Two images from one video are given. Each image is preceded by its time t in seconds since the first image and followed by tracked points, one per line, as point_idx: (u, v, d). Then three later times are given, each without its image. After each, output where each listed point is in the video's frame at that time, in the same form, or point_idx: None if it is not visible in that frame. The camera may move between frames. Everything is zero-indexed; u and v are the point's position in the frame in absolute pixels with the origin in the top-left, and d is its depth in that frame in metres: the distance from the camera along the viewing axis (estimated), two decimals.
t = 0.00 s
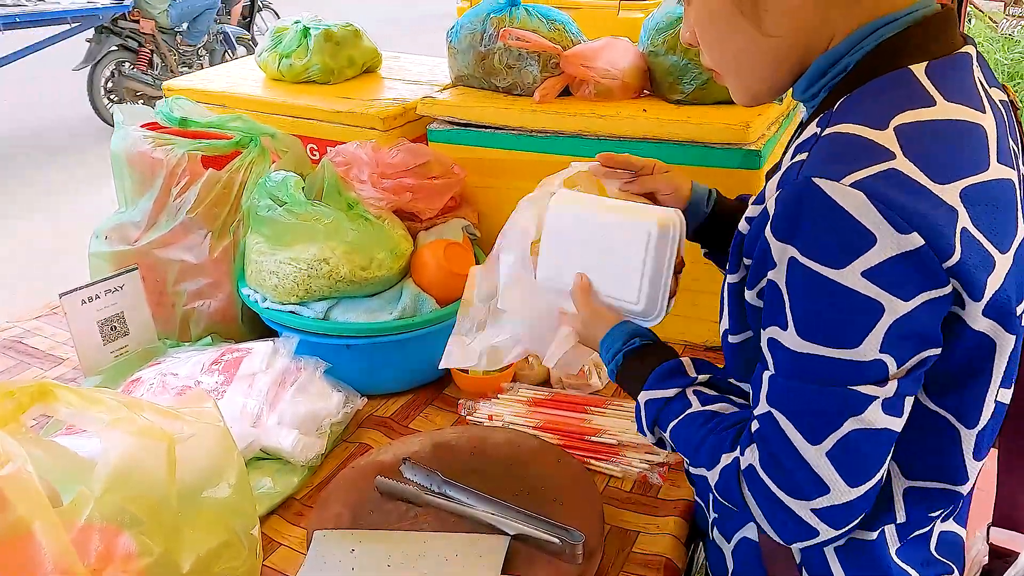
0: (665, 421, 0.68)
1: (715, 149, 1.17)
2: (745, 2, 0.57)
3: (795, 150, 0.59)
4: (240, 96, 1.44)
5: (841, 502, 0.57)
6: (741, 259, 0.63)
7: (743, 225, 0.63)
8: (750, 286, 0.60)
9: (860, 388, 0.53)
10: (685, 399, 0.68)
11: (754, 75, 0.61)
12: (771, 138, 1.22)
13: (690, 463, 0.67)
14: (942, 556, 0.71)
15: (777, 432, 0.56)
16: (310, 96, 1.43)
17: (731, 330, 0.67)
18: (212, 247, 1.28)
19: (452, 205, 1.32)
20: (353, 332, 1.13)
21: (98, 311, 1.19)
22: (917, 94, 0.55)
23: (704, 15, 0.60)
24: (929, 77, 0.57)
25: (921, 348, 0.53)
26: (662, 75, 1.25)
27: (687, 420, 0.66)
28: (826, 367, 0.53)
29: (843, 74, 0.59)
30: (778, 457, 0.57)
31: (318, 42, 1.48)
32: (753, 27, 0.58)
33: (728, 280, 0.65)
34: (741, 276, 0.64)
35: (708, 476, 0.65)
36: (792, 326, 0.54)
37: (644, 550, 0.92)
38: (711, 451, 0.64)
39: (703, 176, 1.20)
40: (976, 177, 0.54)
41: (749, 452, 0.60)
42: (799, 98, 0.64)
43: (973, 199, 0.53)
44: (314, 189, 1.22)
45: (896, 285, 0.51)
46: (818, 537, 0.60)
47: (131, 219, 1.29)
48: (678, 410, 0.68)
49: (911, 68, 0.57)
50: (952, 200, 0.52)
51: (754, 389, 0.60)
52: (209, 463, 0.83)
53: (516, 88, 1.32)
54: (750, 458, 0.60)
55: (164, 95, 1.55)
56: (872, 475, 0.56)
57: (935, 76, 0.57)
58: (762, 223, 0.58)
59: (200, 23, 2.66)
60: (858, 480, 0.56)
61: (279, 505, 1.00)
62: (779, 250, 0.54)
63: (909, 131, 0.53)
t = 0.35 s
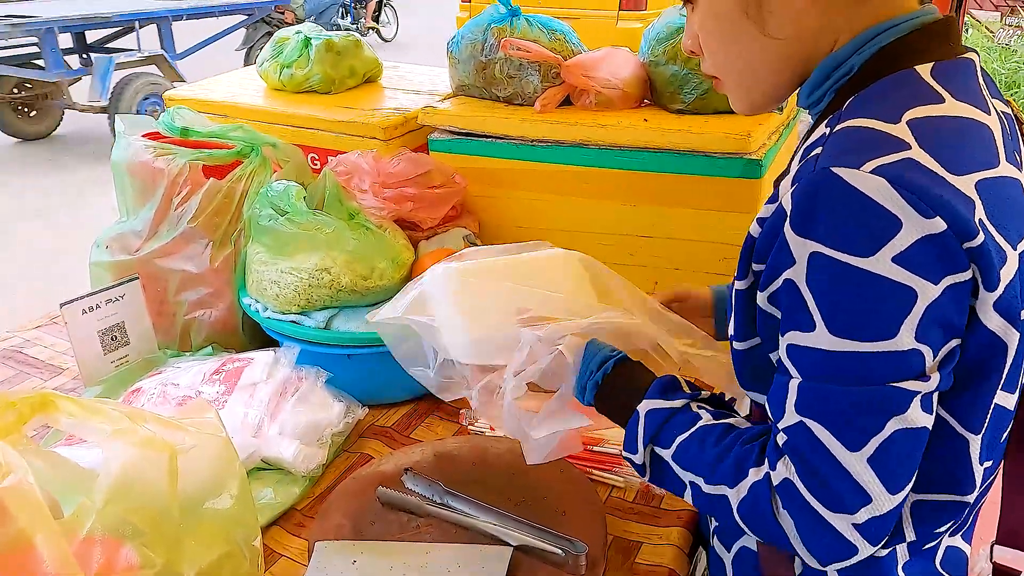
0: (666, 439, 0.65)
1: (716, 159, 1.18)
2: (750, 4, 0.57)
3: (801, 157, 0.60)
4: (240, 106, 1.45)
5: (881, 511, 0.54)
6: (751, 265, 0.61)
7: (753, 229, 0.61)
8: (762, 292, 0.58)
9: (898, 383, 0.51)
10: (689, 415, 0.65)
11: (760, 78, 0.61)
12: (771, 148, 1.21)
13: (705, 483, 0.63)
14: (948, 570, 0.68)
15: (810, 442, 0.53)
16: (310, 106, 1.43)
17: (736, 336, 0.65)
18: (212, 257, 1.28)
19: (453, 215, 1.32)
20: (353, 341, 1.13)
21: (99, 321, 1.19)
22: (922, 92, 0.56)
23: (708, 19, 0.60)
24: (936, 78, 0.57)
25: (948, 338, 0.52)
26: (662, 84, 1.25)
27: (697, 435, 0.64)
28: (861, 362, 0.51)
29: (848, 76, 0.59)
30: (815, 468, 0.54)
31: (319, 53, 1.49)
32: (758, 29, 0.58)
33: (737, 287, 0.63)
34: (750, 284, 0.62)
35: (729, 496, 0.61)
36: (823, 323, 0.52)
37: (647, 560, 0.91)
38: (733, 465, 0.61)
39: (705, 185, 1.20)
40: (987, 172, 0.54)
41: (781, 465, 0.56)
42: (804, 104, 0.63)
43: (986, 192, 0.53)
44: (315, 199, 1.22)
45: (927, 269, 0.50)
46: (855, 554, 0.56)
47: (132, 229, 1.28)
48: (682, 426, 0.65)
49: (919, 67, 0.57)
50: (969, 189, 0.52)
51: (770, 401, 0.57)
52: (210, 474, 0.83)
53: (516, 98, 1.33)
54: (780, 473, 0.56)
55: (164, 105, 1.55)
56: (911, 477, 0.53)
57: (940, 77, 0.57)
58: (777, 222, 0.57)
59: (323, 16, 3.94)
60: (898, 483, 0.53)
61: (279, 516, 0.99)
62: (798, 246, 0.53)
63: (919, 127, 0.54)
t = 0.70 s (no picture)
0: (717, 449, 0.65)
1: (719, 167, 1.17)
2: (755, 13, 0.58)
3: (819, 167, 0.58)
4: (240, 114, 1.44)
5: (955, 518, 0.54)
6: (785, 271, 0.60)
7: (788, 232, 0.59)
8: (805, 300, 0.57)
9: (964, 377, 0.51)
10: (743, 422, 0.65)
11: (769, 86, 0.61)
12: (773, 155, 1.21)
13: (762, 495, 0.63)
14: None
15: (877, 448, 0.53)
16: (312, 114, 1.43)
17: (767, 347, 0.63)
18: (211, 266, 1.27)
19: (454, 223, 1.31)
20: (356, 350, 1.12)
21: (97, 330, 1.18)
22: (946, 88, 0.55)
23: (710, 30, 0.61)
24: (955, 74, 0.56)
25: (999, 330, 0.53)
26: (663, 92, 1.25)
27: (753, 445, 0.64)
28: (923, 360, 0.51)
29: (861, 77, 0.59)
30: (888, 479, 0.53)
31: (319, 61, 1.49)
32: (762, 38, 0.59)
33: (770, 295, 0.61)
34: (783, 289, 0.60)
35: (790, 509, 0.61)
36: (881, 322, 0.51)
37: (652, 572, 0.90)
38: (793, 479, 0.61)
39: (708, 194, 1.19)
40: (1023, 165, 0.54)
41: (845, 475, 0.56)
42: (813, 111, 0.63)
43: None
44: (315, 208, 1.22)
45: (985, 256, 0.50)
46: (931, 568, 0.56)
47: (131, 238, 1.27)
48: (734, 436, 0.65)
49: (940, 65, 0.57)
50: (1009, 179, 0.52)
51: (824, 412, 0.57)
52: (210, 486, 0.83)
53: (518, 106, 1.32)
54: (846, 484, 0.56)
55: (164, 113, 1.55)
56: (981, 478, 0.53)
57: (960, 73, 0.56)
58: (819, 224, 0.56)
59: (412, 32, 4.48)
60: (971, 486, 0.53)
61: (278, 528, 0.99)
62: (851, 245, 0.52)
63: (960, 119, 0.53)
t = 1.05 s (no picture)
0: (659, 498, 0.66)
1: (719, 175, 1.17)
2: (737, 33, 0.57)
3: (815, 173, 0.58)
4: (239, 123, 1.44)
5: (892, 526, 0.54)
6: (776, 276, 0.59)
7: (778, 239, 0.59)
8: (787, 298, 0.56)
9: (917, 390, 0.51)
10: (676, 470, 0.67)
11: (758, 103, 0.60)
12: (774, 165, 1.20)
13: (703, 526, 0.62)
14: None
15: (825, 451, 0.53)
16: (313, 122, 1.42)
17: (761, 356, 0.62)
18: (210, 275, 1.26)
19: (454, 232, 1.31)
20: (354, 360, 1.11)
21: (94, 340, 1.17)
22: (939, 97, 0.55)
23: (695, 52, 0.60)
24: (946, 81, 0.56)
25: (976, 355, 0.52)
26: (664, 101, 1.25)
27: (689, 484, 0.65)
28: (883, 368, 0.51)
29: (852, 88, 0.58)
30: (827, 476, 0.54)
31: (318, 69, 1.49)
32: (746, 57, 0.58)
33: (761, 301, 0.60)
34: (775, 296, 0.59)
35: (732, 532, 0.61)
36: (847, 328, 0.51)
37: None
38: (728, 496, 0.62)
39: (708, 202, 1.19)
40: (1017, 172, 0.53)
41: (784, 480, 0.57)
42: (804, 124, 0.63)
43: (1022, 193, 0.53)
44: (315, 217, 1.20)
45: (961, 278, 0.49)
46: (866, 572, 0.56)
47: (129, 247, 1.27)
48: (673, 481, 0.66)
49: (930, 73, 0.57)
50: (1002, 189, 0.51)
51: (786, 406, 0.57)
52: (209, 500, 0.82)
53: (518, 115, 1.32)
54: (784, 488, 0.57)
55: (163, 122, 1.54)
56: (927, 489, 0.53)
57: (951, 81, 0.56)
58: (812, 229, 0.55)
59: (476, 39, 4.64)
60: (913, 496, 0.53)
61: (277, 540, 0.97)
62: (828, 249, 0.51)
63: (948, 128, 0.53)
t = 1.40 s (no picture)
0: (700, 476, 0.61)
1: (716, 181, 1.16)
2: (724, 40, 0.57)
3: (808, 191, 0.58)
4: (236, 130, 1.44)
5: (950, 554, 0.51)
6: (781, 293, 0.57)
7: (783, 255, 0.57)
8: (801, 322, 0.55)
9: (964, 394, 0.49)
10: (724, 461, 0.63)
11: (747, 110, 0.60)
12: (771, 171, 1.20)
13: (740, 521, 0.58)
14: None
15: (869, 472, 0.50)
16: (310, 129, 1.42)
17: (759, 367, 0.62)
18: (207, 282, 1.26)
19: (450, 239, 1.31)
20: (351, 367, 1.11)
21: (91, 347, 1.17)
22: (934, 105, 0.55)
23: (685, 61, 0.60)
24: (940, 89, 0.57)
25: (994, 358, 0.51)
26: (662, 108, 1.25)
27: (736, 476, 0.60)
28: (921, 375, 0.49)
29: (843, 96, 0.58)
30: (875, 498, 0.50)
31: (316, 76, 1.48)
32: (734, 63, 0.58)
33: (764, 316, 0.59)
34: (779, 312, 0.58)
35: (768, 535, 0.57)
36: (878, 336, 0.49)
37: None
38: (778, 502, 0.57)
39: (705, 209, 1.19)
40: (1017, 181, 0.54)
41: (830, 503, 0.53)
42: (795, 129, 0.62)
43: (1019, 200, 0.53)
44: (311, 224, 1.19)
45: (980, 272, 0.49)
46: None
47: (126, 254, 1.27)
48: (718, 468, 0.62)
49: (925, 81, 0.57)
50: (1006, 196, 0.51)
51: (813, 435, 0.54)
52: (204, 508, 0.81)
53: (515, 122, 1.32)
54: (830, 512, 0.53)
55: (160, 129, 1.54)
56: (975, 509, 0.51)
57: (945, 89, 0.57)
58: (815, 244, 0.53)
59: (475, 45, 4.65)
60: (966, 518, 0.50)
61: (273, 548, 0.97)
62: (847, 256, 0.50)
63: (949, 136, 0.53)
